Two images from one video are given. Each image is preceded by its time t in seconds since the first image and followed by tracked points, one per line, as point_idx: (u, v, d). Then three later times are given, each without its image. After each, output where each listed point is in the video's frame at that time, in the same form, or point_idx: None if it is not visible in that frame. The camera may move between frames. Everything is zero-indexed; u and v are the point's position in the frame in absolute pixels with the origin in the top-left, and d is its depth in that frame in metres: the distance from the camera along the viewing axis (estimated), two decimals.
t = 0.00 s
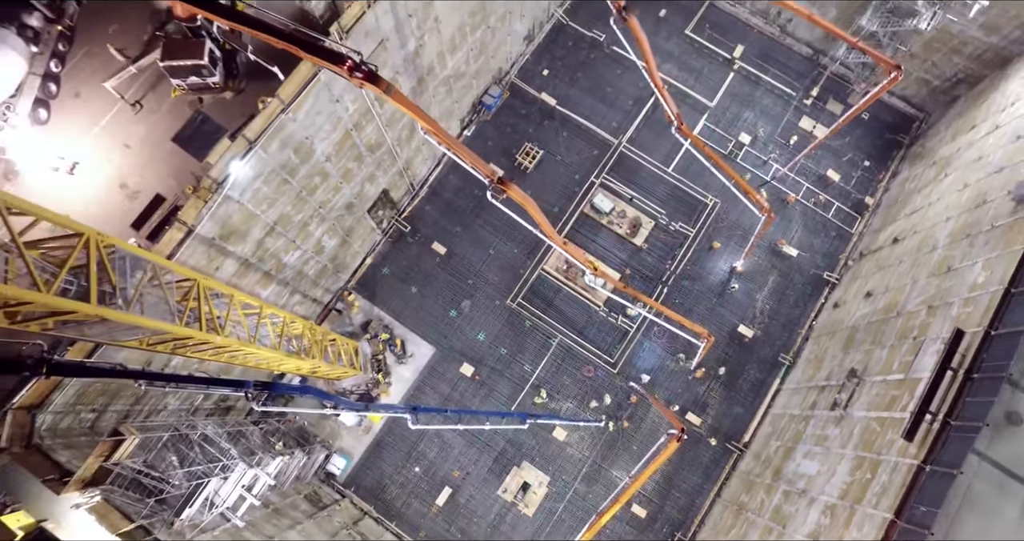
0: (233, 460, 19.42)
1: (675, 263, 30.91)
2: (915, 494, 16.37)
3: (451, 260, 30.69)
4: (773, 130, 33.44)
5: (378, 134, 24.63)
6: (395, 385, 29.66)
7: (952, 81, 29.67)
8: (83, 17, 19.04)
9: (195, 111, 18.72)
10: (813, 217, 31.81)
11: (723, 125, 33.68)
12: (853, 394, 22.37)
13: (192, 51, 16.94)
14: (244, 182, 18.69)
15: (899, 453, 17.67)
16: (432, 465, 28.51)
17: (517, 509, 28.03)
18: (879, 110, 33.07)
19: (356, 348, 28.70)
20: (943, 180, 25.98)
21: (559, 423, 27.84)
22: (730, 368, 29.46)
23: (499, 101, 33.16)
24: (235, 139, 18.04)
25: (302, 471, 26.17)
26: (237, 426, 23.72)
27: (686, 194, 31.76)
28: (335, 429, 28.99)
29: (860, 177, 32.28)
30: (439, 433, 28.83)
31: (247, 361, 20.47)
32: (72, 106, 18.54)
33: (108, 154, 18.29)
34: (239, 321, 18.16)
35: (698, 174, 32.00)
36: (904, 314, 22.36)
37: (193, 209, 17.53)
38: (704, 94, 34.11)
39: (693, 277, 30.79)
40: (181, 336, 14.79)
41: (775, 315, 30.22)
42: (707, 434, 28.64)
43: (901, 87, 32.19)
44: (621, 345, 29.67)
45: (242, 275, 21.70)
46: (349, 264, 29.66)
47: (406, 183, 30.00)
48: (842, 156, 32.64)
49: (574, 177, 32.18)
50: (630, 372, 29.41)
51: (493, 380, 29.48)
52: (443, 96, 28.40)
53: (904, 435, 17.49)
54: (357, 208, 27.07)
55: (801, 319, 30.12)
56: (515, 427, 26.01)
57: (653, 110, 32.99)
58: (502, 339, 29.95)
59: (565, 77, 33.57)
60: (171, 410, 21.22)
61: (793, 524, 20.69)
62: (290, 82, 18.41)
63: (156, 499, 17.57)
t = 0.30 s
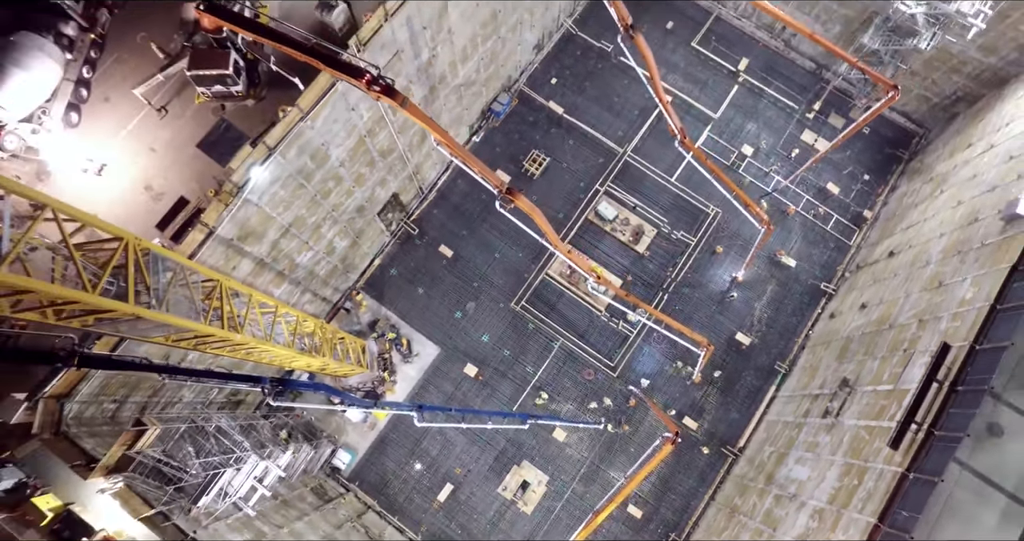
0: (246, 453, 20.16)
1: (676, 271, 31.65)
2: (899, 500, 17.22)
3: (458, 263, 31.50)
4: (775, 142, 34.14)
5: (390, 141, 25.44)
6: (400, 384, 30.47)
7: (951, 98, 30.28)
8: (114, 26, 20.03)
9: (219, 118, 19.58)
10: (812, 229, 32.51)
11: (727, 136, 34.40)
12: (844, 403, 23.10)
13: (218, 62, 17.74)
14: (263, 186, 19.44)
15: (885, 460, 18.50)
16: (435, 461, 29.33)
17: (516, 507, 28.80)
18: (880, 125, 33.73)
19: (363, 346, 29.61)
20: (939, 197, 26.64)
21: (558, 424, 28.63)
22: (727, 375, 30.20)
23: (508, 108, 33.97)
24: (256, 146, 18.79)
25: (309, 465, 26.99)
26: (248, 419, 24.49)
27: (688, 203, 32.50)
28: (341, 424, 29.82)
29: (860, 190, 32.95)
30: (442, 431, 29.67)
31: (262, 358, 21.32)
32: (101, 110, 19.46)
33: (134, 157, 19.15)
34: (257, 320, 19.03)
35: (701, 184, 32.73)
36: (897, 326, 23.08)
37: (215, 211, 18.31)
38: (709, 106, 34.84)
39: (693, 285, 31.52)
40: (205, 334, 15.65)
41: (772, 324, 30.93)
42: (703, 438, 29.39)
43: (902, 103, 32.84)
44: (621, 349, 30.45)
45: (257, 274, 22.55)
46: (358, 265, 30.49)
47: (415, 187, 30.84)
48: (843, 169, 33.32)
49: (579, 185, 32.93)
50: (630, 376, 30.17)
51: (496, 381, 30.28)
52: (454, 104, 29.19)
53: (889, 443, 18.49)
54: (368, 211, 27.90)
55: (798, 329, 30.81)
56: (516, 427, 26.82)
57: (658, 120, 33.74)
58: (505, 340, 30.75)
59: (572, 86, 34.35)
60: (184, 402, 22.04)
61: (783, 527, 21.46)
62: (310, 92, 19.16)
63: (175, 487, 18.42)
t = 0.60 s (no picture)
0: (258, 447, 20.82)
1: (675, 275, 32.39)
2: (884, 500, 18.09)
3: (462, 265, 32.27)
4: (774, 149, 34.84)
5: (399, 146, 26.18)
6: (405, 382, 31.26)
7: (946, 109, 30.97)
8: (136, 36, 20.83)
9: (235, 125, 20.29)
10: (809, 235, 33.22)
11: (727, 143, 35.11)
12: (836, 406, 23.84)
13: (235, 72, 18.42)
14: (277, 191, 20.12)
15: (873, 461, 19.41)
16: (438, 458, 30.10)
17: (517, 504, 29.57)
18: (877, 134, 34.43)
19: (368, 345, 30.28)
20: (932, 206, 27.32)
21: (559, 424, 29.41)
22: (724, 377, 30.94)
23: (512, 114, 34.72)
24: (272, 153, 19.48)
25: (316, 460, 27.55)
26: (258, 415, 25.18)
27: (688, 209, 33.24)
28: (346, 421, 30.60)
29: (856, 198, 33.65)
30: (445, 429, 30.48)
31: (274, 357, 22.12)
32: (123, 116, 20.27)
33: (153, 162, 19.92)
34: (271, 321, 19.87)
35: (701, 190, 33.45)
36: (888, 332, 23.80)
37: (232, 215, 19.03)
38: (709, 113, 35.55)
39: (692, 289, 32.26)
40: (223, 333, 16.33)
41: (769, 328, 31.66)
42: (700, 438, 30.14)
43: (899, 113, 33.53)
44: (621, 351, 31.21)
45: (269, 275, 23.32)
46: (365, 266, 31.27)
47: (422, 191, 31.61)
48: (840, 177, 34.01)
49: (581, 190, 33.66)
50: (629, 377, 30.93)
51: (498, 380, 31.04)
52: (461, 110, 29.94)
53: (877, 445, 19.46)
54: (376, 214, 28.65)
55: (794, 333, 31.53)
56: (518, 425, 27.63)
57: (659, 127, 34.45)
58: (507, 341, 31.53)
59: (576, 93, 35.09)
60: (197, 398, 22.85)
61: (775, 525, 22.27)
62: (323, 102, 19.79)
63: (193, 478, 19.00)
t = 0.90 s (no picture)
0: (268, 443, 21.81)
1: (673, 279, 33.18)
2: (868, 498, 19.00)
3: (465, 268, 33.10)
4: (771, 157, 35.62)
5: (405, 153, 27.00)
6: (408, 382, 32.09)
7: (938, 120, 31.78)
8: (154, 47, 21.69)
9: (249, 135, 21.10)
10: (804, 242, 34.00)
11: (724, 151, 35.89)
12: (826, 409, 24.63)
13: (250, 85, 19.23)
14: (289, 198, 20.87)
15: (859, 462, 20.24)
16: (440, 457, 30.92)
17: (516, 502, 30.36)
18: (871, 143, 35.21)
19: (373, 346, 31.05)
20: (922, 215, 28.08)
21: (558, 424, 30.24)
22: (720, 380, 31.73)
23: (515, 121, 35.53)
24: (284, 162, 20.23)
25: (321, 457, 28.30)
26: (267, 413, 25.93)
27: (686, 215, 34.04)
28: (351, 420, 31.39)
29: (851, 206, 34.43)
30: (447, 428, 31.32)
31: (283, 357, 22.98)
32: (141, 125, 21.09)
33: (171, 169, 20.73)
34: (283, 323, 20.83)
35: (698, 197, 34.24)
36: (876, 338, 24.60)
37: (246, 220, 19.77)
38: (707, 121, 36.32)
39: (689, 293, 33.04)
40: (238, 334, 17.19)
41: (763, 332, 32.46)
42: (695, 440, 30.94)
43: (893, 123, 34.33)
44: (619, 353, 32.03)
45: (279, 278, 24.15)
46: (370, 268, 32.08)
47: (426, 196, 32.45)
48: (835, 185, 34.79)
49: (582, 196, 34.47)
50: (626, 379, 31.77)
51: (499, 381, 31.87)
52: (465, 118, 30.75)
53: (862, 446, 20.26)
54: (382, 219, 29.45)
55: (788, 338, 32.29)
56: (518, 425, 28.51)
57: (658, 135, 35.23)
58: (508, 343, 32.35)
59: (577, 100, 35.88)
60: (207, 396, 23.75)
61: (765, 523, 23.09)
62: (334, 113, 20.57)
63: (206, 473, 20.08)
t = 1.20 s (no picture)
0: (277, 439, 22.42)
1: (670, 282, 33.93)
2: (856, 495, 19.71)
3: (467, 270, 33.88)
4: (767, 163, 36.35)
5: (410, 158, 27.75)
6: (411, 381, 32.83)
7: (931, 128, 32.54)
8: (169, 57, 22.50)
9: (261, 141, 21.83)
10: (799, 246, 34.73)
11: (722, 156, 36.61)
12: (817, 409, 25.36)
13: (262, 94, 19.93)
14: (298, 202, 21.52)
15: (847, 461, 20.96)
16: (442, 454, 31.69)
17: (516, 498, 31.10)
18: (867, 150, 35.92)
19: (377, 345, 31.86)
20: (913, 221, 28.79)
21: (557, 422, 30.99)
22: (716, 381, 32.47)
23: (517, 126, 36.32)
24: (295, 168, 20.79)
25: (326, 453, 29.08)
26: (274, 411, 26.61)
27: (684, 220, 34.78)
28: (354, 417, 32.02)
29: (846, 211, 35.15)
30: (449, 426, 32.07)
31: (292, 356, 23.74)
32: (156, 131, 21.86)
33: (186, 174, 21.46)
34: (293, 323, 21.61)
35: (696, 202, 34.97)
36: (867, 341, 25.33)
37: (258, 224, 20.35)
38: (706, 127, 37.03)
39: (686, 296, 33.77)
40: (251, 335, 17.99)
41: (758, 334, 33.19)
42: (691, 439, 31.68)
43: (887, 130, 35.06)
44: (617, 354, 32.79)
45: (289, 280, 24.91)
46: (375, 269, 32.84)
47: (429, 199, 33.21)
48: (830, 191, 35.50)
49: (582, 199, 35.20)
50: (624, 379, 32.52)
51: (500, 380, 32.64)
52: (469, 123, 31.52)
53: (851, 445, 20.76)
54: (387, 221, 30.20)
55: (783, 340, 33.02)
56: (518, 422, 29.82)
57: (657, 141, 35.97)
58: (509, 343, 33.12)
59: (578, 106, 36.63)
60: (217, 393, 24.44)
61: (757, 520, 23.86)
62: (342, 121, 21.23)
63: (219, 467, 20.81)
